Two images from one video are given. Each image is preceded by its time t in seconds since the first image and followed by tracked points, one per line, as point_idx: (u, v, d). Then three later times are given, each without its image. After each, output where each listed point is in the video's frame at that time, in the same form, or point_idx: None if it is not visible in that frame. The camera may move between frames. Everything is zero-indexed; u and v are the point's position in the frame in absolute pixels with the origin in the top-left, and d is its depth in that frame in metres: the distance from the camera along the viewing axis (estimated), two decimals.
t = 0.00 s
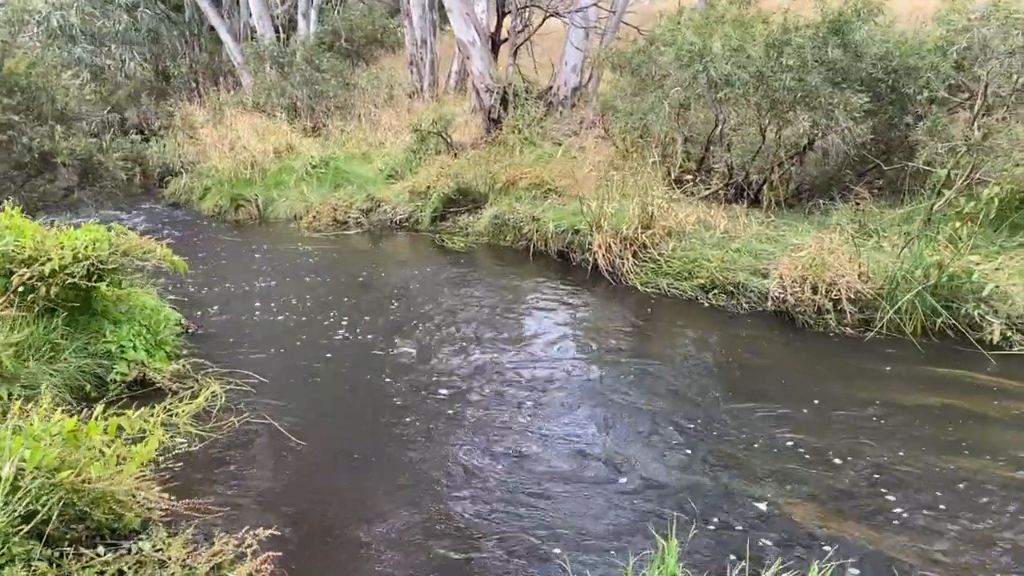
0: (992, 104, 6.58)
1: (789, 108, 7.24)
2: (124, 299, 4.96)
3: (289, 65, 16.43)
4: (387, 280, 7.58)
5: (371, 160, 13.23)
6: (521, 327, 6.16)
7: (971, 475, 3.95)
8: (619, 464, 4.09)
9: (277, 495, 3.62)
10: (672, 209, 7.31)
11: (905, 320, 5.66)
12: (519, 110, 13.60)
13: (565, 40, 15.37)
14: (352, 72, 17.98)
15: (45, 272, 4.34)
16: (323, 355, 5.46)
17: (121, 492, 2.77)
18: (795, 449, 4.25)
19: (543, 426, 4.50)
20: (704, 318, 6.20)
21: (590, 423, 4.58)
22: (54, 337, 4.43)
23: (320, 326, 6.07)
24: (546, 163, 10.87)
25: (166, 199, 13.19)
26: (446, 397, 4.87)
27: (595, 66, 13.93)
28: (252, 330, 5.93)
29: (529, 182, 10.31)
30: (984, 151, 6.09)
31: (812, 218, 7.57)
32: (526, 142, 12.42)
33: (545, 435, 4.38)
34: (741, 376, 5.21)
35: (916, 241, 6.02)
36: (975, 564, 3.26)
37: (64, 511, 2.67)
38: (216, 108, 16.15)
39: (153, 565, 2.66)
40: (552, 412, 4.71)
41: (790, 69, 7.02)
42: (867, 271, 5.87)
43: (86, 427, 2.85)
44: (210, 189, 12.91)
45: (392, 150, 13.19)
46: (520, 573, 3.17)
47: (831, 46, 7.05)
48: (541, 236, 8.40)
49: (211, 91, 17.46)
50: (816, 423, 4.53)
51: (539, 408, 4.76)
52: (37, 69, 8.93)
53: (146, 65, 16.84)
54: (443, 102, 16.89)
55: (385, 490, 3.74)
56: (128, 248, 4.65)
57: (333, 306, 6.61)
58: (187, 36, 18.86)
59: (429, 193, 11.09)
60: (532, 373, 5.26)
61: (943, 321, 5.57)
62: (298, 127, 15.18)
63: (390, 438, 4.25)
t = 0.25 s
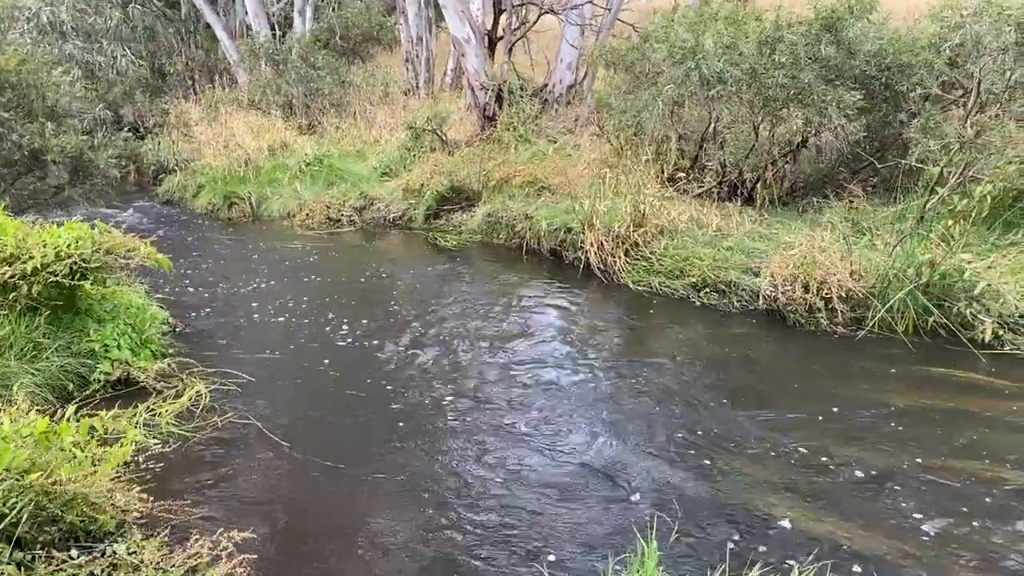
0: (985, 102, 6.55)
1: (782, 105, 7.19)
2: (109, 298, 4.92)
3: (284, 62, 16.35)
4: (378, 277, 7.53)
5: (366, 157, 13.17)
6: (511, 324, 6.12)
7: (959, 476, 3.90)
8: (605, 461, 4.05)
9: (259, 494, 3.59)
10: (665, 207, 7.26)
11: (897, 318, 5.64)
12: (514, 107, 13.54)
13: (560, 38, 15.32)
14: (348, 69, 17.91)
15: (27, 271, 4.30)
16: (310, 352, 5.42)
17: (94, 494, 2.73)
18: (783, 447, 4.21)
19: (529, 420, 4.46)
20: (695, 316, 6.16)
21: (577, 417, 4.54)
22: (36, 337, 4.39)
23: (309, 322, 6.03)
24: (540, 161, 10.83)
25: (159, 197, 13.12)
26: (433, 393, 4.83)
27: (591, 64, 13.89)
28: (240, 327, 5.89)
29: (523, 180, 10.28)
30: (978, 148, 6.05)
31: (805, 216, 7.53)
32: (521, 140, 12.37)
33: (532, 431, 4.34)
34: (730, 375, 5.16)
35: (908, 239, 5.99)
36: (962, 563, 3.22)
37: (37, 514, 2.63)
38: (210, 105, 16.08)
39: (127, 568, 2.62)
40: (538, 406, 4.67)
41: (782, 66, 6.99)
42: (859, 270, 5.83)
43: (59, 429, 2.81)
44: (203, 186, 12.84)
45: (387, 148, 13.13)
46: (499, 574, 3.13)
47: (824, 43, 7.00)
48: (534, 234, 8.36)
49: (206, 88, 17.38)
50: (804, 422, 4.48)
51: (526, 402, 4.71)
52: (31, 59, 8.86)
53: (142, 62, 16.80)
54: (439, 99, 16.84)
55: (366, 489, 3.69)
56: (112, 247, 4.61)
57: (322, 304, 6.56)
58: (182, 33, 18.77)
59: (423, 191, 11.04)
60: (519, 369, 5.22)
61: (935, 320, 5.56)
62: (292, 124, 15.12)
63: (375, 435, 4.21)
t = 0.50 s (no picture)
0: (982, 99, 6.52)
1: (778, 103, 7.13)
2: (96, 296, 4.87)
3: (280, 58, 16.26)
4: (370, 275, 7.48)
5: (361, 154, 13.10)
6: (504, 322, 6.08)
7: (951, 477, 3.86)
8: (596, 461, 4.01)
9: (244, 497, 3.55)
10: (660, 205, 7.20)
11: (892, 318, 5.61)
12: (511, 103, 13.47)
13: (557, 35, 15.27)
14: (344, 65, 17.84)
15: (12, 269, 4.25)
16: (300, 351, 5.37)
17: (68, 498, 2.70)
18: (775, 447, 4.17)
19: (518, 421, 4.42)
20: (689, 315, 6.12)
21: (567, 416, 4.50)
22: (21, 337, 4.35)
23: (299, 321, 5.99)
24: (535, 158, 10.77)
25: (153, 194, 13.04)
26: (424, 392, 4.79)
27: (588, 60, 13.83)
28: (230, 326, 5.84)
29: (518, 177, 10.27)
30: (974, 146, 6.02)
31: (801, 214, 7.48)
32: (517, 137, 12.31)
33: (523, 431, 4.30)
34: (721, 374, 5.12)
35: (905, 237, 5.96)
36: (953, 565, 3.19)
37: (11, 520, 2.59)
38: (205, 102, 15.99)
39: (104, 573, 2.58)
40: (528, 406, 4.62)
41: (777, 63, 6.96)
42: (855, 269, 5.78)
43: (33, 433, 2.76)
44: (198, 183, 12.76)
45: (383, 144, 13.07)
46: None
47: (821, 39, 6.94)
48: (529, 231, 8.31)
49: (201, 84, 17.29)
50: (796, 423, 4.44)
51: (515, 401, 4.67)
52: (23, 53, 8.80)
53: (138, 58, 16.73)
54: (436, 96, 16.77)
55: (350, 490, 3.65)
56: (98, 245, 4.56)
57: (314, 302, 6.52)
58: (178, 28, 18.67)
59: (418, 188, 10.99)
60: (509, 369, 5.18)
61: (930, 319, 5.54)
62: (288, 120, 15.04)
63: (364, 436, 4.18)
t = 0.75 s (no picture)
0: (982, 97, 6.47)
1: (777, 100, 7.09)
2: (87, 295, 4.83)
3: (277, 54, 16.19)
4: (366, 274, 7.45)
5: (358, 151, 13.05)
6: (500, 322, 6.04)
7: (947, 481, 3.81)
8: (589, 465, 3.98)
9: (233, 501, 3.52)
10: (657, 203, 7.16)
11: (890, 318, 5.57)
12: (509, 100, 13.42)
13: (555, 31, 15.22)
14: (342, 61, 17.77)
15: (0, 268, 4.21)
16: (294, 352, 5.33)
17: (53, 503, 2.66)
18: (770, 450, 4.14)
19: (512, 425, 4.38)
20: (686, 314, 6.08)
21: (561, 419, 4.47)
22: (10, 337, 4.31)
23: (293, 320, 5.95)
24: (532, 155, 10.72)
25: (150, 191, 12.99)
26: (417, 394, 4.76)
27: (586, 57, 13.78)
28: (224, 325, 5.80)
29: (515, 175, 10.21)
30: (973, 144, 5.98)
31: (799, 212, 7.44)
32: (515, 134, 12.26)
33: (516, 435, 4.27)
34: (717, 375, 5.08)
35: (903, 236, 5.91)
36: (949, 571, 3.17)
37: None
38: (202, 98, 15.92)
39: None
40: (522, 409, 4.59)
41: (776, 60, 6.92)
42: (853, 268, 5.74)
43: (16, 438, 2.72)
44: (194, 180, 12.70)
45: (380, 142, 13.02)
46: None
47: (820, 36, 6.90)
48: (526, 230, 8.27)
49: (198, 81, 17.21)
50: (791, 425, 4.40)
51: (509, 404, 4.63)
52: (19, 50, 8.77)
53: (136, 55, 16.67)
54: (433, 92, 16.70)
55: (339, 496, 3.61)
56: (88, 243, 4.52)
57: (309, 301, 6.48)
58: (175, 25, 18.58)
59: (415, 185, 10.94)
60: (503, 370, 5.14)
61: (929, 320, 5.50)
62: (285, 117, 14.98)
63: (356, 439, 4.14)
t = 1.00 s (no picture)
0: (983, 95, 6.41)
1: (777, 98, 7.04)
2: (81, 295, 4.80)
3: (276, 50, 16.11)
4: (363, 272, 7.41)
5: (357, 148, 12.99)
6: (498, 322, 6.02)
7: (946, 485, 3.79)
8: (585, 468, 3.97)
9: (225, 505, 3.50)
10: (656, 201, 7.12)
11: (890, 318, 5.54)
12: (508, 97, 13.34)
13: (554, 28, 15.15)
14: (341, 57, 17.71)
15: None
16: (290, 352, 5.30)
17: (43, 510, 2.62)
18: (767, 452, 4.12)
19: (508, 428, 4.36)
20: (684, 314, 6.06)
21: (557, 421, 4.45)
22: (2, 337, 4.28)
23: (289, 320, 5.92)
24: (531, 153, 10.66)
25: (148, 188, 12.93)
26: (413, 396, 4.73)
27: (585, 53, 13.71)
28: (218, 324, 5.77)
29: (513, 173, 10.15)
30: (974, 142, 5.93)
31: (799, 211, 7.39)
32: (514, 131, 12.20)
33: (512, 438, 4.24)
34: (715, 376, 5.06)
35: (904, 235, 5.88)
36: None
37: None
38: (201, 94, 15.84)
39: None
40: (518, 411, 4.56)
41: (776, 58, 6.87)
42: (853, 268, 5.70)
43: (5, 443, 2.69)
44: (192, 177, 12.65)
45: (378, 139, 12.95)
46: None
47: (820, 34, 6.85)
48: (524, 228, 8.22)
49: (197, 77, 17.12)
50: (788, 427, 4.38)
51: (505, 406, 4.61)
52: (16, 45, 8.73)
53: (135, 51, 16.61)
54: (432, 89, 16.63)
55: (333, 501, 3.59)
56: (82, 242, 4.48)
57: (306, 300, 6.45)
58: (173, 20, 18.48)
59: (413, 183, 10.89)
60: (500, 372, 5.11)
61: (929, 320, 5.47)
62: (283, 114, 14.91)
63: (352, 441, 4.12)
